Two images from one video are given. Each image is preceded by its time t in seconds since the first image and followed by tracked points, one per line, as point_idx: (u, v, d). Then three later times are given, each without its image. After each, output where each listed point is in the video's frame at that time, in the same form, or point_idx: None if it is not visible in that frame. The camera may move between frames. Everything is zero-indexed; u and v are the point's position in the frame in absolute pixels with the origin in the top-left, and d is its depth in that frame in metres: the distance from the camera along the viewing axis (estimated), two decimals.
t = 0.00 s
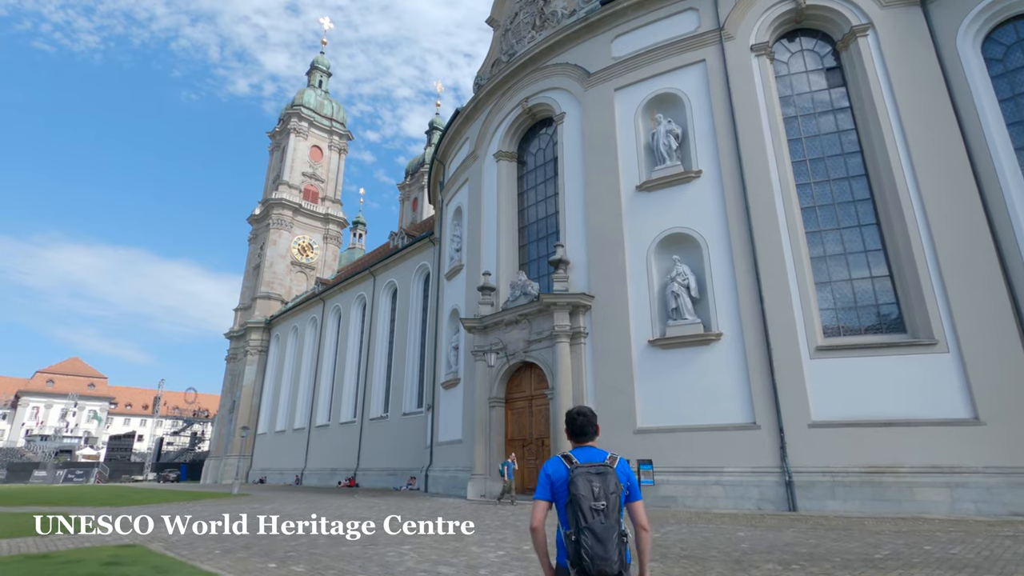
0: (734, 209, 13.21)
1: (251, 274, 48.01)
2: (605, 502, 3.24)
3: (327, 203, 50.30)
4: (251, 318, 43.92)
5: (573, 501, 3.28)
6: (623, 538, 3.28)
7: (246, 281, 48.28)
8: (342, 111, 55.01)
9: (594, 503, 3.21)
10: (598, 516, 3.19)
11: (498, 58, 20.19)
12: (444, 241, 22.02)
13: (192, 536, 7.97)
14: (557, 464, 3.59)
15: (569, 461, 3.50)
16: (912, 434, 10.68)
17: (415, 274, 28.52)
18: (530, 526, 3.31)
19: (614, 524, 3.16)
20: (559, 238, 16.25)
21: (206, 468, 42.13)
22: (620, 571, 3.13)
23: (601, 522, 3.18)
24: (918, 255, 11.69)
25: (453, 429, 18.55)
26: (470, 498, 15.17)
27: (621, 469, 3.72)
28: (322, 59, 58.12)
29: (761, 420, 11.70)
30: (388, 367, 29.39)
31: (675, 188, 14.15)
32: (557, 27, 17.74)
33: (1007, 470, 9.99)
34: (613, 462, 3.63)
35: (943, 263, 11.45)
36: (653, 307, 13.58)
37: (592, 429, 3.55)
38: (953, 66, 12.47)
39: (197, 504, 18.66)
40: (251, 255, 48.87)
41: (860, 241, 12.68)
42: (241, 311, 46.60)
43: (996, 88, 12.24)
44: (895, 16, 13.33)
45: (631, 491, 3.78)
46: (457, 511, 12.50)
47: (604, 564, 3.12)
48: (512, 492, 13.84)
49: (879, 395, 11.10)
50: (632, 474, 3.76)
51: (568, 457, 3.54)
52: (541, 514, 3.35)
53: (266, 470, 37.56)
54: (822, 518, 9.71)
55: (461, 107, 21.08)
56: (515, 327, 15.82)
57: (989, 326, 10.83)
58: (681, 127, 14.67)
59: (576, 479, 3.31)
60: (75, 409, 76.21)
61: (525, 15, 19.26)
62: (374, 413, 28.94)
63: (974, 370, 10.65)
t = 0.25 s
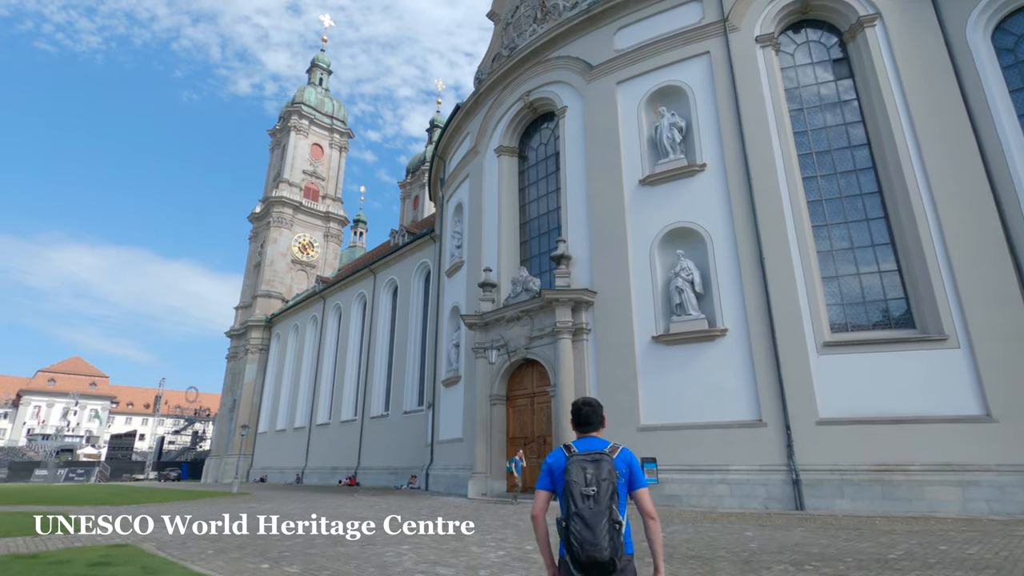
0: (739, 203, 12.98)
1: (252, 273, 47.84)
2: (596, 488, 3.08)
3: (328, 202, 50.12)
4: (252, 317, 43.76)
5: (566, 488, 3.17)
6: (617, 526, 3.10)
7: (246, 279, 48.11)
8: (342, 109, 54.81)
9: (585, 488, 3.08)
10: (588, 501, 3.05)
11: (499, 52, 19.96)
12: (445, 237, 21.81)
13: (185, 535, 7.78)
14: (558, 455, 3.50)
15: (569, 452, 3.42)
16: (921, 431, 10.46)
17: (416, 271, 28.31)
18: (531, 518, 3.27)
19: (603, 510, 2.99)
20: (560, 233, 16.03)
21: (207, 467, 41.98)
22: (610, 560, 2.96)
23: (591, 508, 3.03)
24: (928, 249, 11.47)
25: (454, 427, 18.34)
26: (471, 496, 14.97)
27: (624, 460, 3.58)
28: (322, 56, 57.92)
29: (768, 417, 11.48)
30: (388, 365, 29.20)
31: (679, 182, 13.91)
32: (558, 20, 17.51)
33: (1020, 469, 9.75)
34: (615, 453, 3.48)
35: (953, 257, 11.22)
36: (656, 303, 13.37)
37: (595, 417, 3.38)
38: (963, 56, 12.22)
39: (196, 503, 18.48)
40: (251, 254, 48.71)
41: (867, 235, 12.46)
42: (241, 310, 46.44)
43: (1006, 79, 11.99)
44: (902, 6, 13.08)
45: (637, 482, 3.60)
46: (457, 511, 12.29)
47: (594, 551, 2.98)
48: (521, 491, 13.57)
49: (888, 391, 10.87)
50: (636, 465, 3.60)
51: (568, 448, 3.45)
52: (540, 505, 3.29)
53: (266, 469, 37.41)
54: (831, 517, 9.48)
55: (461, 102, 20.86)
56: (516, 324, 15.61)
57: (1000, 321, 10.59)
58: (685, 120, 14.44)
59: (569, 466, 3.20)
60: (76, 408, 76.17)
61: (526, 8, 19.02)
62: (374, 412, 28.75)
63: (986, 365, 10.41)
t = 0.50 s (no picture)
0: (745, 197, 12.74)
1: (252, 271, 47.65)
2: (606, 505, 3.12)
3: (328, 199, 49.91)
4: (252, 314, 43.58)
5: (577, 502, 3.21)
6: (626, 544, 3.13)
7: (246, 277, 47.93)
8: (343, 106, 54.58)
9: (595, 505, 3.12)
10: (598, 518, 3.09)
11: (500, 46, 19.73)
12: (446, 234, 21.59)
13: (178, 536, 7.59)
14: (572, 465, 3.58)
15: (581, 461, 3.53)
16: (931, 431, 10.24)
17: (416, 269, 28.10)
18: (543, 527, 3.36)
19: (612, 528, 3.03)
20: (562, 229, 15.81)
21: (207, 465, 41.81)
22: None
23: (600, 525, 3.07)
24: (937, 245, 11.24)
25: (454, 425, 18.13)
26: (472, 496, 14.78)
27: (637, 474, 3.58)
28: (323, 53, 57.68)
29: (774, 415, 11.27)
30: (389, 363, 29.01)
31: (683, 177, 13.67)
32: (560, 13, 17.26)
33: None
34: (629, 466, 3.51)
35: (964, 253, 10.98)
36: (660, 300, 13.15)
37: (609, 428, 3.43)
38: (973, 47, 11.96)
39: (194, 502, 18.29)
40: (251, 252, 48.53)
41: (875, 231, 12.24)
42: (241, 308, 46.28)
43: (1018, 71, 11.73)
44: None
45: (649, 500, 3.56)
46: (457, 511, 12.08)
47: (601, 569, 3.01)
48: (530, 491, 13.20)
49: (897, 390, 10.65)
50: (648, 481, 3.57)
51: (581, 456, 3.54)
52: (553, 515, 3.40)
53: (267, 467, 37.26)
54: (839, 518, 9.27)
55: (462, 97, 20.63)
56: (517, 321, 15.40)
57: (1013, 318, 10.35)
58: (689, 114, 14.20)
59: (581, 481, 3.24)
60: (77, 406, 76.13)
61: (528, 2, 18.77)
62: (375, 410, 28.55)
63: (997, 363, 10.18)
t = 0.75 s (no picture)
0: (747, 191, 12.53)
1: (250, 269, 47.41)
2: (622, 492, 3.28)
3: (327, 197, 49.68)
4: (251, 313, 43.34)
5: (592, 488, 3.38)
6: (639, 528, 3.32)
7: (244, 275, 47.70)
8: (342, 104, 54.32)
9: (611, 492, 3.28)
10: (615, 505, 3.26)
11: (500, 40, 19.51)
12: (444, 230, 21.38)
13: (168, 536, 7.39)
14: (580, 452, 3.72)
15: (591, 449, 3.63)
16: (939, 428, 10.04)
17: (415, 266, 27.89)
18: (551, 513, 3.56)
19: (629, 516, 3.20)
20: (562, 224, 15.61)
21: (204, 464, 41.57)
22: (634, 561, 3.18)
23: (618, 512, 3.25)
24: (944, 239, 11.04)
25: (453, 424, 17.93)
26: (471, 495, 14.58)
27: (644, 462, 3.71)
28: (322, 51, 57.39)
29: (778, 413, 11.07)
30: (387, 361, 28.80)
31: (684, 171, 13.46)
32: (560, 6, 17.04)
33: None
34: (637, 453, 3.65)
35: (972, 247, 10.79)
36: (661, 295, 12.95)
37: (616, 417, 3.56)
38: (980, 38, 11.75)
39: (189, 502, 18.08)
40: (250, 250, 48.30)
41: (881, 225, 12.04)
42: (240, 306, 46.05)
43: None
44: None
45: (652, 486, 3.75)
46: (455, 510, 11.87)
47: (618, 553, 3.20)
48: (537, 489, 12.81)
49: (903, 386, 10.47)
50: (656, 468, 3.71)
51: (591, 445, 3.66)
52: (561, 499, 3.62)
53: (265, 466, 37.06)
54: (844, 517, 9.08)
55: (461, 92, 20.42)
56: (517, 318, 15.21)
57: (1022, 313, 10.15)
58: (691, 107, 14.00)
59: (596, 469, 3.38)
60: (75, 405, 75.92)
61: None
62: (373, 408, 28.34)
63: (1006, 359, 9.98)
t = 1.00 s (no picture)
0: (750, 186, 12.31)
1: (248, 267, 47.15)
2: (626, 496, 3.14)
3: (325, 194, 49.42)
4: (248, 310, 43.10)
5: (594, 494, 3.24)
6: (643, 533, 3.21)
7: (242, 273, 47.45)
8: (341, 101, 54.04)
9: (614, 497, 3.15)
10: (619, 510, 3.13)
11: (499, 34, 19.27)
12: (442, 227, 21.14)
13: (156, 537, 7.18)
14: (579, 459, 3.57)
15: (591, 456, 3.48)
16: (945, 427, 9.83)
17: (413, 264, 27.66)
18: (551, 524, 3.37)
19: (633, 521, 3.08)
20: (561, 220, 15.38)
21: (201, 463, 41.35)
22: (641, 568, 3.05)
23: (622, 517, 3.12)
24: (951, 234, 10.84)
25: (450, 422, 17.72)
26: (468, 494, 14.37)
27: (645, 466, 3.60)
28: (320, 48, 57.09)
29: (781, 412, 10.86)
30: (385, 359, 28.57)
31: (686, 165, 13.23)
32: None
33: None
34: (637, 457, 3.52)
35: (979, 242, 10.57)
36: (662, 292, 12.74)
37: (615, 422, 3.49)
38: (988, 30, 11.51)
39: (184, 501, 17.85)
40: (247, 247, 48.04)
41: (886, 221, 11.83)
42: (237, 304, 45.80)
43: None
44: None
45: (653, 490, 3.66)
46: (452, 510, 11.66)
47: (625, 559, 3.07)
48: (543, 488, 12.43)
49: (909, 384, 10.26)
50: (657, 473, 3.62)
51: (591, 451, 3.51)
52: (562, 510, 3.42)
53: (262, 465, 36.85)
54: (849, 518, 8.87)
55: (459, 87, 20.17)
56: (515, 315, 14.98)
57: None
58: (692, 101, 13.76)
59: (597, 473, 3.25)
60: (72, 403, 75.65)
61: None
62: (370, 407, 28.13)
63: (1014, 357, 9.76)
